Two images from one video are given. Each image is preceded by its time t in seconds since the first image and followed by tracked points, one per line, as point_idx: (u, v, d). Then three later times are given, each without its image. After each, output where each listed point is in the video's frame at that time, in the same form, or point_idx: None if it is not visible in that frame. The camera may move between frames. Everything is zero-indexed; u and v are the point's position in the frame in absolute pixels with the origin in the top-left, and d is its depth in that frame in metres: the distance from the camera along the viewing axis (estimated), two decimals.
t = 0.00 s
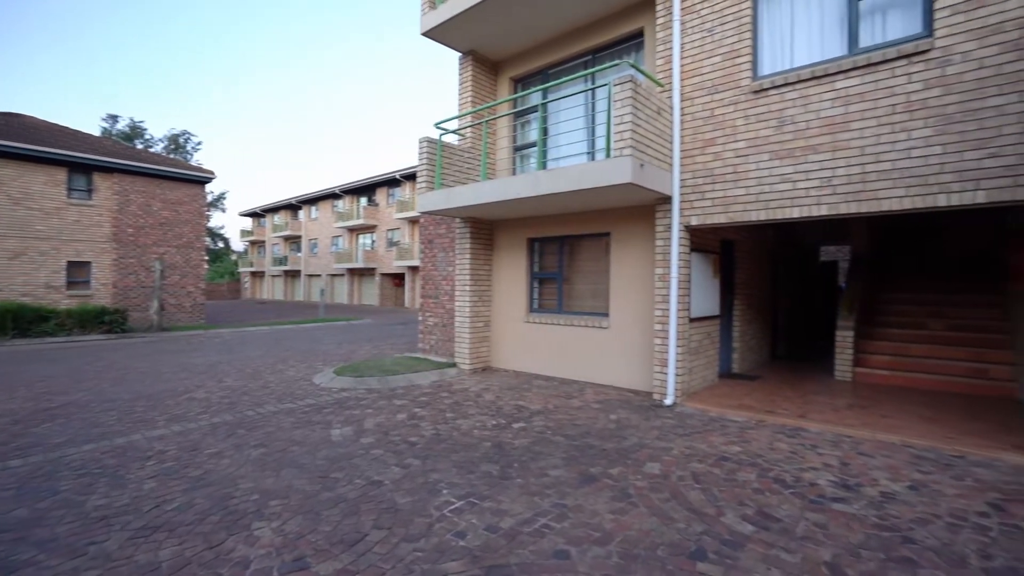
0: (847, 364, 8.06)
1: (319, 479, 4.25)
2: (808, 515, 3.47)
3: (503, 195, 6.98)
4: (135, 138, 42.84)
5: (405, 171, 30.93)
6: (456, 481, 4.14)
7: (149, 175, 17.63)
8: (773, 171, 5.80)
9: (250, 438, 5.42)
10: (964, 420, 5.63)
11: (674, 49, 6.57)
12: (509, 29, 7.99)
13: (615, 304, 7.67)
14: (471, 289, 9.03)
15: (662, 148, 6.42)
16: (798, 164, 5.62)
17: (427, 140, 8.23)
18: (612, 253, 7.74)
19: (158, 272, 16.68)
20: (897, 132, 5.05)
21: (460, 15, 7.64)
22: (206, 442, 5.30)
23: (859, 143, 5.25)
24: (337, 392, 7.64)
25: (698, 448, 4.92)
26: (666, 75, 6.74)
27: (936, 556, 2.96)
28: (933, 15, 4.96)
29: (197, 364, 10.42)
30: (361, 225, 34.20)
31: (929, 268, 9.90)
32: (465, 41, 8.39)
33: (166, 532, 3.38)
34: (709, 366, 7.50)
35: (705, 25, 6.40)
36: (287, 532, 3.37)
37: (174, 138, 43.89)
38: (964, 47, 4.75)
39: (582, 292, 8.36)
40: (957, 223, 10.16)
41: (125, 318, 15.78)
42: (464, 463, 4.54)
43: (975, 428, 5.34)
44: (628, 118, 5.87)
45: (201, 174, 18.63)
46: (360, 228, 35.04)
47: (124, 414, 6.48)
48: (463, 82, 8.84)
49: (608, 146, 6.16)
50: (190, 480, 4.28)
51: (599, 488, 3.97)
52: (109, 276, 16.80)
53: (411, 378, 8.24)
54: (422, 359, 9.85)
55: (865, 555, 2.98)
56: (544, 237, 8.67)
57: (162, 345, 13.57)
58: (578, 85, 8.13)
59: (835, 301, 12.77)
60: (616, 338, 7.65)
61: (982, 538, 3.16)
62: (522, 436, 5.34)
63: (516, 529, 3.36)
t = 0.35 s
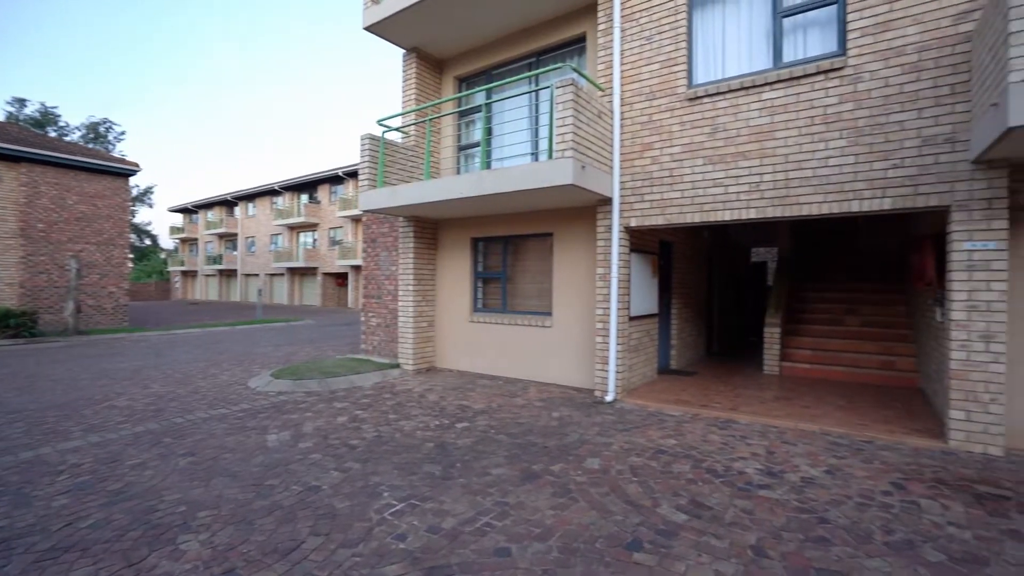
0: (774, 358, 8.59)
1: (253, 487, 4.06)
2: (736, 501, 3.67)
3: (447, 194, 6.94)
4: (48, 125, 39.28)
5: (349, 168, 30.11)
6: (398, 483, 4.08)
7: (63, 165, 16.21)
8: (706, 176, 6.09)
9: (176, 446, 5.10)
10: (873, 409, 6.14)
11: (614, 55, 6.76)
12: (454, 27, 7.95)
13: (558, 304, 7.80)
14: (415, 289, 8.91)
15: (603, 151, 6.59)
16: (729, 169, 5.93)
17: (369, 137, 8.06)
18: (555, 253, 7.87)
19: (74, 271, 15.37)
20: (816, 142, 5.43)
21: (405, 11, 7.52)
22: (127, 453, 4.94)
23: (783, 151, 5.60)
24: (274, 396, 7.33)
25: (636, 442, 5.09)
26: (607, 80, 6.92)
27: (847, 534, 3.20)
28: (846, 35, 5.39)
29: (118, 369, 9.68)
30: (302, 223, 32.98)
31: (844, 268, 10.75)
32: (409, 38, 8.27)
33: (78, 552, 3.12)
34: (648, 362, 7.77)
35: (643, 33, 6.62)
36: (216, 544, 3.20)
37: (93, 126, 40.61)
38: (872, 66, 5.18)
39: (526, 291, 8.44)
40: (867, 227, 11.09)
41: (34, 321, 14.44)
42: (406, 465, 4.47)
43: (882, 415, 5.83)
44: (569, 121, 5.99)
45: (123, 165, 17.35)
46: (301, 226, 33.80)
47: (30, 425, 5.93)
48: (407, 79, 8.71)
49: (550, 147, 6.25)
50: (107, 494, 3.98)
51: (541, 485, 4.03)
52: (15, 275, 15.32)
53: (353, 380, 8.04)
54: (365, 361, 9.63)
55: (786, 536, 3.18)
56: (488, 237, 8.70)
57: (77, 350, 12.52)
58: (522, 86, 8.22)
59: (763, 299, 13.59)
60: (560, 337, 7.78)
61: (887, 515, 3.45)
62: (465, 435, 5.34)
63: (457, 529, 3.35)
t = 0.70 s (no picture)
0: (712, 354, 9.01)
1: (185, 498, 3.85)
2: (675, 492, 3.83)
3: (394, 193, 6.84)
4: None
5: (293, 164, 29.02)
6: (341, 487, 3.98)
7: None
8: (648, 179, 6.31)
9: (99, 458, 4.76)
10: (799, 400, 6.56)
11: (561, 58, 6.87)
12: (401, 24, 7.84)
13: (506, 303, 7.86)
14: (361, 289, 8.72)
15: (549, 152, 6.69)
16: (669, 173, 6.17)
17: (313, 132, 7.82)
18: (502, 253, 7.92)
19: None
20: (748, 149, 5.75)
21: (350, 5, 7.33)
22: (41, 467, 4.56)
23: (719, 156, 5.89)
24: (210, 401, 6.97)
25: (581, 438, 5.21)
26: (554, 83, 7.03)
27: (774, 518, 3.41)
28: (775, 49, 5.73)
29: (33, 377, 8.91)
30: (243, 220, 31.49)
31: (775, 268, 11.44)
32: (355, 32, 8.07)
33: None
34: (593, 360, 7.97)
35: (589, 38, 6.77)
36: (142, 560, 3.01)
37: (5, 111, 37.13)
38: (798, 79, 5.53)
39: (474, 291, 8.46)
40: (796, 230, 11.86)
41: None
42: (350, 468, 4.38)
43: (807, 406, 6.25)
44: (516, 122, 6.04)
45: (41, 155, 15.96)
46: (242, 224, 32.28)
47: None
48: (353, 74, 8.51)
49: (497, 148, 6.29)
50: (17, 512, 3.66)
51: (487, 483, 4.05)
52: None
53: (297, 382, 7.77)
54: (309, 363, 9.32)
55: (720, 523, 3.35)
56: (435, 236, 8.66)
57: None
58: (470, 86, 8.22)
59: (702, 298, 14.24)
60: (507, 337, 7.83)
61: (809, 499, 3.70)
62: (412, 436, 5.28)
63: (403, 531, 3.32)
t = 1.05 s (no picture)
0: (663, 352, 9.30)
1: (119, 511, 3.62)
2: (626, 487, 3.93)
3: (346, 190, 6.68)
4: None
5: (240, 159, 27.80)
6: (290, 494, 3.86)
7: None
8: (601, 180, 6.44)
9: (21, 472, 4.41)
10: (743, 395, 6.88)
11: (516, 59, 6.90)
12: (355, 18, 7.66)
13: (462, 303, 7.83)
14: (313, 289, 8.46)
15: (505, 152, 6.72)
16: (622, 175, 6.33)
17: (261, 126, 7.52)
18: (458, 252, 7.89)
19: None
20: (696, 154, 5.96)
21: None
22: None
23: (669, 160, 6.08)
24: (149, 408, 6.59)
25: (536, 436, 5.26)
26: (509, 83, 7.05)
27: (719, 508, 3.57)
28: (721, 58, 5.98)
29: None
30: (186, 217, 29.92)
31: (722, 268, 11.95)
32: (306, 24, 7.83)
33: None
34: (549, 359, 8.06)
35: (544, 41, 6.84)
36: None
37: None
38: (741, 87, 5.79)
39: (430, 291, 8.39)
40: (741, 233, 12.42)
41: None
42: (300, 474, 4.25)
43: (750, 400, 6.55)
44: (471, 122, 6.04)
45: None
46: (185, 220, 30.67)
47: None
48: (304, 67, 8.25)
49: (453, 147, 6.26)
50: None
51: (442, 484, 4.03)
52: None
53: (244, 386, 7.46)
54: (258, 366, 8.97)
55: (669, 515, 3.47)
56: (389, 235, 8.53)
57: None
58: (426, 83, 8.14)
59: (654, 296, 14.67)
60: (464, 337, 7.81)
61: (752, 488, 3.89)
62: (365, 439, 5.18)
63: (354, 536, 3.25)
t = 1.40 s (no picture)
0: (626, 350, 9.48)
1: (56, 527, 3.39)
2: (590, 485, 3.97)
3: (306, 188, 6.49)
4: None
5: (193, 154, 26.63)
6: (246, 502, 3.71)
7: None
8: (566, 181, 6.49)
9: None
10: (702, 392, 7.07)
11: (481, 58, 6.87)
12: (315, 11, 7.45)
13: (426, 304, 7.74)
14: (271, 289, 8.19)
15: (469, 152, 6.68)
16: (585, 176, 6.40)
17: (215, 119, 7.20)
18: (422, 251, 7.79)
19: None
20: (657, 156, 6.09)
21: None
22: None
23: (631, 162, 6.19)
24: (91, 415, 6.21)
25: (501, 437, 5.25)
26: (474, 82, 7.01)
27: (680, 503, 3.65)
28: (681, 64, 6.12)
29: None
30: (133, 213, 28.44)
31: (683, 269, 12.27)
32: (263, 15, 7.55)
33: None
34: (514, 359, 8.07)
35: (509, 41, 6.84)
36: None
37: None
38: (700, 93, 5.95)
39: (394, 291, 8.26)
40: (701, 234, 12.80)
41: None
42: (257, 481, 4.09)
43: (708, 397, 6.75)
44: (435, 120, 5.98)
45: None
46: (132, 217, 29.16)
47: None
48: (262, 60, 7.96)
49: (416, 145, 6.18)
50: None
51: (406, 487, 3.97)
52: None
53: (197, 390, 7.14)
54: (212, 369, 8.62)
55: (631, 511, 3.52)
56: (351, 234, 8.35)
57: None
58: (389, 80, 8.00)
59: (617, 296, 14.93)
60: (427, 337, 7.72)
61: (710, 483, 4.00)
62: (326, 443, 5.04)
63: (314, 544, 3.16)
